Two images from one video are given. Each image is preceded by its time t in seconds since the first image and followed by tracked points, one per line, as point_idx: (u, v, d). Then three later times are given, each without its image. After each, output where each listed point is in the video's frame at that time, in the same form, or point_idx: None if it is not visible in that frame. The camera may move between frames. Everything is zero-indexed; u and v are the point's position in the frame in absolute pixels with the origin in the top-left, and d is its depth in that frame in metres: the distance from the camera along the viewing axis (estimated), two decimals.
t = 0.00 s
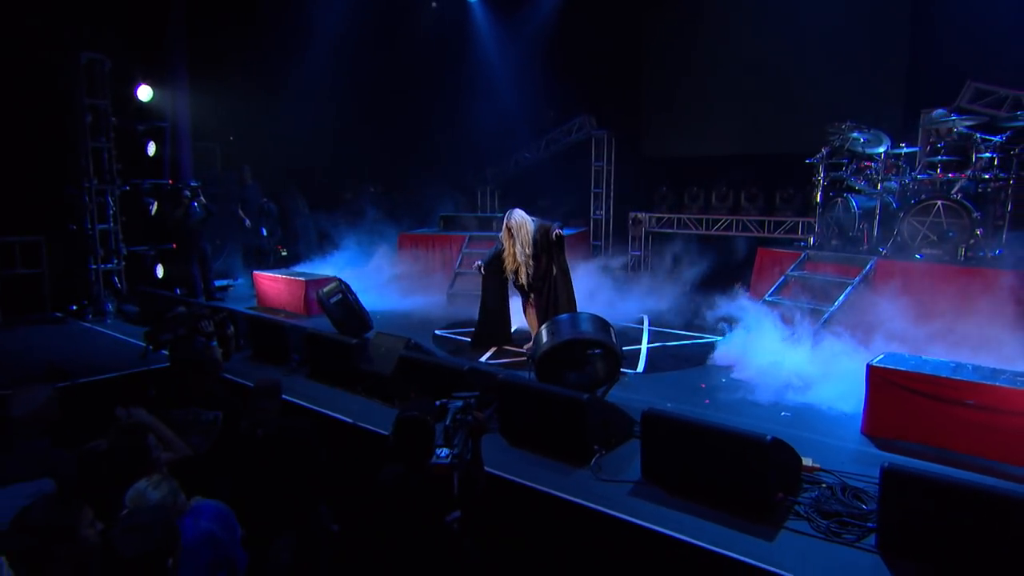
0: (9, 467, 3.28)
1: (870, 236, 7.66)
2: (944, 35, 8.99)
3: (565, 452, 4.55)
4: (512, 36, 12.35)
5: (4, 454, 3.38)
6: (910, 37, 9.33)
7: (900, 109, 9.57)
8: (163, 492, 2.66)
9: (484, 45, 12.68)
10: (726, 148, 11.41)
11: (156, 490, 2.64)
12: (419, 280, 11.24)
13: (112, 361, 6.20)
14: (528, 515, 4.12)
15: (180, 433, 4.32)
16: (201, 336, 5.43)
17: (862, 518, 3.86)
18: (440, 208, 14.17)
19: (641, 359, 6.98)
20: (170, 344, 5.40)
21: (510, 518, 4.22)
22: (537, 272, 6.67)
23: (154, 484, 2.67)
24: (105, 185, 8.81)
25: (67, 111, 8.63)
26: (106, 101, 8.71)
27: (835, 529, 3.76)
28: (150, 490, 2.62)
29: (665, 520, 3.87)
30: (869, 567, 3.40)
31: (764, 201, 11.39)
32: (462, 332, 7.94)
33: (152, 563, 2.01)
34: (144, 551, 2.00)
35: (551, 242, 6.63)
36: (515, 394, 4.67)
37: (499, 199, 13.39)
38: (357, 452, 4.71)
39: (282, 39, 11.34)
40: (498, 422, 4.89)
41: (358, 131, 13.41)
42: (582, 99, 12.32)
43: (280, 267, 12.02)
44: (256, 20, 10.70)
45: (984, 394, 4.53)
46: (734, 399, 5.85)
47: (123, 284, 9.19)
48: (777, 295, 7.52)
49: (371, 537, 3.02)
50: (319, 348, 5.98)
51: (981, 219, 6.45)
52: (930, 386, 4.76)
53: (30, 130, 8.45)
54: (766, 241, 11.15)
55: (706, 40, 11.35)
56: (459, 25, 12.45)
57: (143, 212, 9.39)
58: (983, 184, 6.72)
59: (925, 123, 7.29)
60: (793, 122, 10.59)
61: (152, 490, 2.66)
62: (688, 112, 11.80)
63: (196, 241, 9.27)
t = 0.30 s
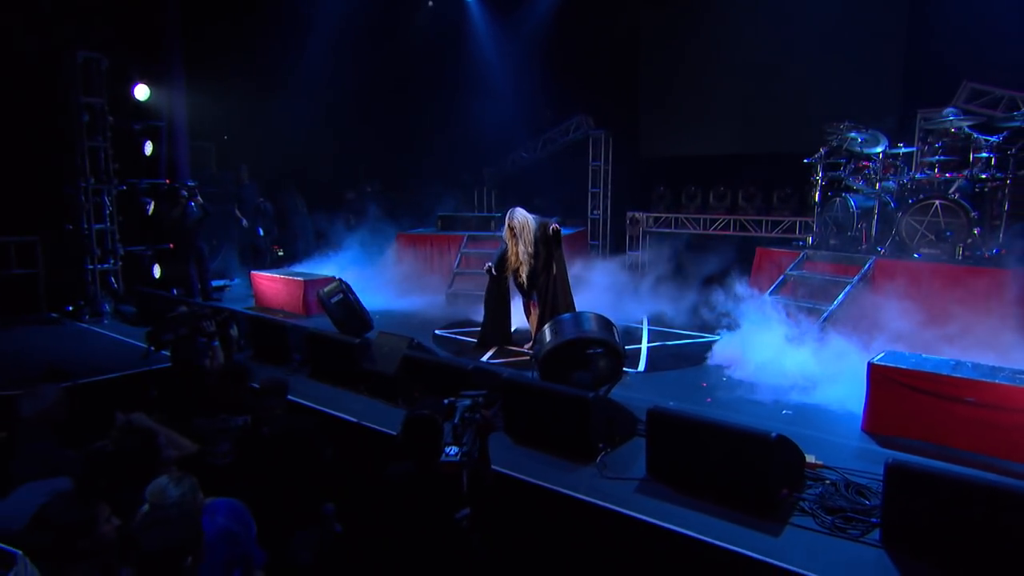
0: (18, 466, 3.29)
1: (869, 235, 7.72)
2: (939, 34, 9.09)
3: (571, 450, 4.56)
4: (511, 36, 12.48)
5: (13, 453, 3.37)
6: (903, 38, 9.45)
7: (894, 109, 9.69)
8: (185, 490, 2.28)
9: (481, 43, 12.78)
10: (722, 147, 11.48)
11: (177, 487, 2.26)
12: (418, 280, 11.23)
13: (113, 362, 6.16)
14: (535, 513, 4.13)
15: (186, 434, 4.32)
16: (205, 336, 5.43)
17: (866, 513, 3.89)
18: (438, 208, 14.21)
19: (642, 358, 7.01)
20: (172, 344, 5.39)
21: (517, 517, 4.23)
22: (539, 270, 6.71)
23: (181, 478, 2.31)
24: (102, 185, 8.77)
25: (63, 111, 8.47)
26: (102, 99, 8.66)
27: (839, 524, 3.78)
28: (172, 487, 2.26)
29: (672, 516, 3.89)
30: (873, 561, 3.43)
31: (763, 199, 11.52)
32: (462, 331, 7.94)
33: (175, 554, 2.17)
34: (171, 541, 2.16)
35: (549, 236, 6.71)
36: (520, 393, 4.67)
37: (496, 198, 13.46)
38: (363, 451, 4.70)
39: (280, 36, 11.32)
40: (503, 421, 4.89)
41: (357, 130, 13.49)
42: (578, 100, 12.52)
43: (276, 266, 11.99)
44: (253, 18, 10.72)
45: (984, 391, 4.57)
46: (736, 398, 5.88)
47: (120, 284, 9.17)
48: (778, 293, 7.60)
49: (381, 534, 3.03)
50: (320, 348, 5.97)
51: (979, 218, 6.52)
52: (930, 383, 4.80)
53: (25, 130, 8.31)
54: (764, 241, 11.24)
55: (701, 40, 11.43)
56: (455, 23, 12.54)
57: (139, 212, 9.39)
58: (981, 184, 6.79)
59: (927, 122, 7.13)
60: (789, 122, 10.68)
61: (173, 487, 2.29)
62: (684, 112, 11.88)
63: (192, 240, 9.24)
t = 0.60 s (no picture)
0: (31, 464, 3.27)
1: (868, 235, 7.77)
2: (936, 35, 9.25)
3: (578, 449, 4.58)
4: (510, 34, 12.90)
5: (25, 452, 3.36)
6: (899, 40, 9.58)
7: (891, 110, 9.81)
8: (205, 488, 2.29)
9: (480, 45, 13.12)
10: (719, 147, 11.57)
11: (197, 484, 2.28)
12: (417, 281, 11.21)
13: (116, 363, 6.11)
14: (545, 512, 4.13)
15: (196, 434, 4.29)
16: (210, 336, 5.42)
17: (872, 509, 3.93)
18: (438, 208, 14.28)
19: (644, 358, 7.04)
20: (177, 344, 5.36)
21: (527, 515, 4.24)
22: (545, 268, 6.76)
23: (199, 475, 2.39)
24: (101, 185, 8.74)
25: (64, 112, 8.37)
26: (102, 99, 8.62)
27: (845, 520, 3.82)
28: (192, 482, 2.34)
29: (680, 513, 3.91)
30: (881, 555, 3.45)
31: (762, 200, 11.62)
32: (464, 331, 7.95)
33: (203, 551, 2.10)
34: (196, 537, 2.09)
35: (552, 234, 6.73)
36: (527, 392, 4.68)
37: (494, 198, 13.55)
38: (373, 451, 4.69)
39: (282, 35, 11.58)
40: (510, 420, 4.90)
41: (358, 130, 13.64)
42: (576, 101, 12.86)
43: (275, 267, 11.97)
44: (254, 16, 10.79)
45: (986, 389, 4.62)
46: (739, 397, 5.91)
47: (120, 284, 9.13)
48: (778, 293, 7.65)
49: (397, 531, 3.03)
50: (325, 348, 5.96)
51: (978, 218, 6.58)
52: (933, 381, 4.85)
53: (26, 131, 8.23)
54: (763, 240, 11.34)
55: (699, 41, 11.50)
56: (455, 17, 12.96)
57: (139, 211, 9.35)
58: (980, 184, 6.86)
59: (923, 125, 7.32)
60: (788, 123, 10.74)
61: (194, 483, 2.32)
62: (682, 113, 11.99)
63: (191, 241, 9.25)
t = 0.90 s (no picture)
0: (48, 464, 3.28)
1: (870, 234, 7.83)
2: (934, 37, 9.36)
3: (586, 446, 4.59)
4: (510, 34, 12.99)
5: (41, 451, 3.36)
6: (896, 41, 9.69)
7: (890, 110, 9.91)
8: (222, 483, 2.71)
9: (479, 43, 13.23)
10: (719, 147, 11.65)
11: (216, 480, 2.70)
12: (419, 281, 11.21)
13: (122, 362, 6.09)
14: (557, 509, 4.14)
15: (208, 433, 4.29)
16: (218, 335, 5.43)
17: (880, 504, 3.96)
18: (438, 207, 14.33)
19: (649, 357, 7.07)
20: (186, 343, 5.37)
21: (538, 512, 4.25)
22: (552, 264, 6.80)
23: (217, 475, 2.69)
24: (103, 185, 8.77)
25: (63, 112, 8.29)
26: (104, 98, 8.63)
27: (853, 515, 3.84)
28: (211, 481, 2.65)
29: (690, 508, 3.93)
30: (889, 549, 3.47)
31: (762, 200, 11.72)
32: (468, 330, 7.97)
33: (235, 544, 2.11)
34: (229, 531, 2.11)
35: (557, 230, 6.74)
36: (537, 390, 4.72)
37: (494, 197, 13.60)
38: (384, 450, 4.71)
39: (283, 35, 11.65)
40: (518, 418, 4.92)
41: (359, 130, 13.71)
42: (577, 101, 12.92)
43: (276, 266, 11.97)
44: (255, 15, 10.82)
45: (990, 387, 4.66)
46: (745, 395, 5.95)
47: (121, 285, 9.12)
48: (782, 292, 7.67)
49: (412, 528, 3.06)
50: (332, 347, 5.97)
51: (979, 218, 6.66)
52: (937, 379, 4.90)
53: (29, 130, 8.13)
54: (763, 240, 11.42)
55: (698, 41, 11.60)
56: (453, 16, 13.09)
57: (140, 211, 9.36)
58: (981, 184, 6.93)
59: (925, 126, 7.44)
60: (788, 122, 10.82)
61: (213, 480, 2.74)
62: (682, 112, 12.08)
63: (193, 241, 9.33)
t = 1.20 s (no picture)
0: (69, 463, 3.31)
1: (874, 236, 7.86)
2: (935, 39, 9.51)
3: (597, 444, 4.61)
4: (511, 35, 12.99)
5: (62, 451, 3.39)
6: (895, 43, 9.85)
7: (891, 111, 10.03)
8: (245, 480, 2.77)
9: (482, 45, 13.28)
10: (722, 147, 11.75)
11: (239, 478, 2.76)
12: (422, 282, 11.22)
13: (132, 362, 6.10)
14: (572, 507, 4.19)
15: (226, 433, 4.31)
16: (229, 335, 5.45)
17: (889, 500, 4.00)
18: (441, 207, 14.39)
19: (655, 357, 7.11)
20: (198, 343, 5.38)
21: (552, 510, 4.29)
22: (561, 259, 6.89)
23: (239, 471, 2.79)
24: (107, 185, 8.71)
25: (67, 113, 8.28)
26: (108, 98, 8.59)
27: (864, 510, 3.87)
28: (235, 477, 2.76)
29: (701, 504, 3.95)
30: (899, 544, 3.51)
31: (764, 200, 11.83)
32: (474, 330, 7.99)
33: (272, 538, 2.18)
34: (265, 526, 2.18)
35: (565, 224, 6.86)
36: (549, 389, 4.75)
37: (495, 197, 13.66)
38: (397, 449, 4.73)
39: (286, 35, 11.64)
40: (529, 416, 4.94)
41: (361, 130, 13.78)
42: (579, 100, 13.01)
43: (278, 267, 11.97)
44: (260, 16, 10.86)
45: (996, 386, 4.69)
46: (751, 393, 5.99)
47: (124, 285, 9.06)
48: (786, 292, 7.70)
49: (430, 525, 3.07)
50: (341, 347, 5.98)
51: (982, 219, 6.74)
52: (943, 378, 4.94)
53: (34, 131, 8.12)
54: (765, 240, 11.52)
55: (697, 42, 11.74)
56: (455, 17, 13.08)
57: (144, 211, 9.30)
58: (984, 184, 7.01)
59: (927, 128, 7.60)
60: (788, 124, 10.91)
61: (237, 477, 2.81)
62: (683, 112, 12.21)
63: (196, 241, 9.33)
